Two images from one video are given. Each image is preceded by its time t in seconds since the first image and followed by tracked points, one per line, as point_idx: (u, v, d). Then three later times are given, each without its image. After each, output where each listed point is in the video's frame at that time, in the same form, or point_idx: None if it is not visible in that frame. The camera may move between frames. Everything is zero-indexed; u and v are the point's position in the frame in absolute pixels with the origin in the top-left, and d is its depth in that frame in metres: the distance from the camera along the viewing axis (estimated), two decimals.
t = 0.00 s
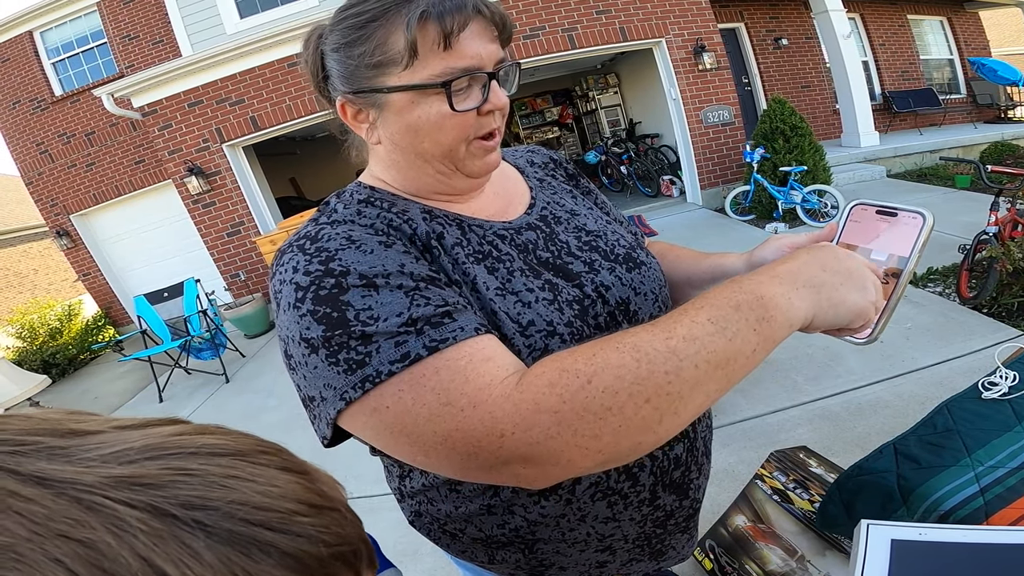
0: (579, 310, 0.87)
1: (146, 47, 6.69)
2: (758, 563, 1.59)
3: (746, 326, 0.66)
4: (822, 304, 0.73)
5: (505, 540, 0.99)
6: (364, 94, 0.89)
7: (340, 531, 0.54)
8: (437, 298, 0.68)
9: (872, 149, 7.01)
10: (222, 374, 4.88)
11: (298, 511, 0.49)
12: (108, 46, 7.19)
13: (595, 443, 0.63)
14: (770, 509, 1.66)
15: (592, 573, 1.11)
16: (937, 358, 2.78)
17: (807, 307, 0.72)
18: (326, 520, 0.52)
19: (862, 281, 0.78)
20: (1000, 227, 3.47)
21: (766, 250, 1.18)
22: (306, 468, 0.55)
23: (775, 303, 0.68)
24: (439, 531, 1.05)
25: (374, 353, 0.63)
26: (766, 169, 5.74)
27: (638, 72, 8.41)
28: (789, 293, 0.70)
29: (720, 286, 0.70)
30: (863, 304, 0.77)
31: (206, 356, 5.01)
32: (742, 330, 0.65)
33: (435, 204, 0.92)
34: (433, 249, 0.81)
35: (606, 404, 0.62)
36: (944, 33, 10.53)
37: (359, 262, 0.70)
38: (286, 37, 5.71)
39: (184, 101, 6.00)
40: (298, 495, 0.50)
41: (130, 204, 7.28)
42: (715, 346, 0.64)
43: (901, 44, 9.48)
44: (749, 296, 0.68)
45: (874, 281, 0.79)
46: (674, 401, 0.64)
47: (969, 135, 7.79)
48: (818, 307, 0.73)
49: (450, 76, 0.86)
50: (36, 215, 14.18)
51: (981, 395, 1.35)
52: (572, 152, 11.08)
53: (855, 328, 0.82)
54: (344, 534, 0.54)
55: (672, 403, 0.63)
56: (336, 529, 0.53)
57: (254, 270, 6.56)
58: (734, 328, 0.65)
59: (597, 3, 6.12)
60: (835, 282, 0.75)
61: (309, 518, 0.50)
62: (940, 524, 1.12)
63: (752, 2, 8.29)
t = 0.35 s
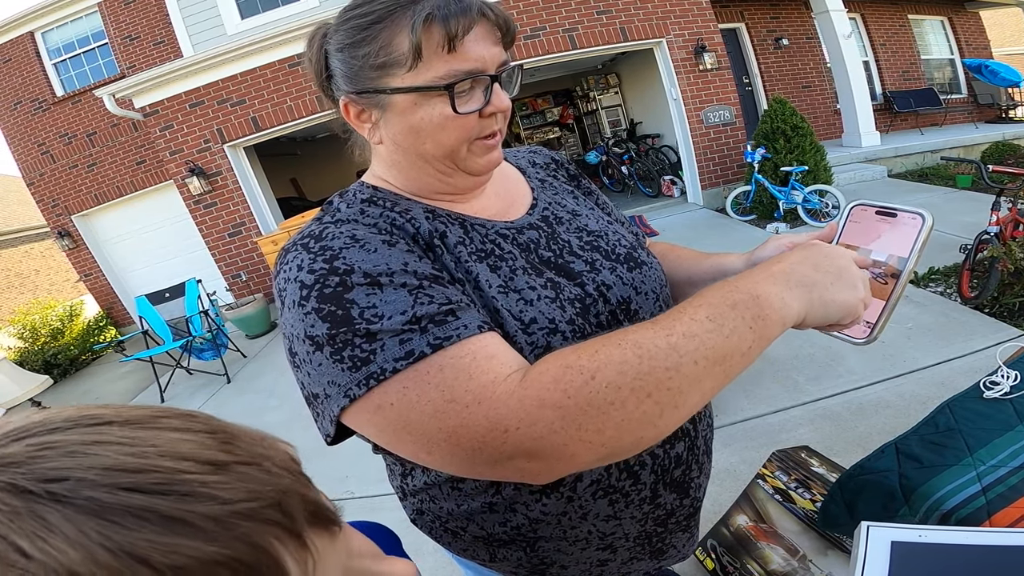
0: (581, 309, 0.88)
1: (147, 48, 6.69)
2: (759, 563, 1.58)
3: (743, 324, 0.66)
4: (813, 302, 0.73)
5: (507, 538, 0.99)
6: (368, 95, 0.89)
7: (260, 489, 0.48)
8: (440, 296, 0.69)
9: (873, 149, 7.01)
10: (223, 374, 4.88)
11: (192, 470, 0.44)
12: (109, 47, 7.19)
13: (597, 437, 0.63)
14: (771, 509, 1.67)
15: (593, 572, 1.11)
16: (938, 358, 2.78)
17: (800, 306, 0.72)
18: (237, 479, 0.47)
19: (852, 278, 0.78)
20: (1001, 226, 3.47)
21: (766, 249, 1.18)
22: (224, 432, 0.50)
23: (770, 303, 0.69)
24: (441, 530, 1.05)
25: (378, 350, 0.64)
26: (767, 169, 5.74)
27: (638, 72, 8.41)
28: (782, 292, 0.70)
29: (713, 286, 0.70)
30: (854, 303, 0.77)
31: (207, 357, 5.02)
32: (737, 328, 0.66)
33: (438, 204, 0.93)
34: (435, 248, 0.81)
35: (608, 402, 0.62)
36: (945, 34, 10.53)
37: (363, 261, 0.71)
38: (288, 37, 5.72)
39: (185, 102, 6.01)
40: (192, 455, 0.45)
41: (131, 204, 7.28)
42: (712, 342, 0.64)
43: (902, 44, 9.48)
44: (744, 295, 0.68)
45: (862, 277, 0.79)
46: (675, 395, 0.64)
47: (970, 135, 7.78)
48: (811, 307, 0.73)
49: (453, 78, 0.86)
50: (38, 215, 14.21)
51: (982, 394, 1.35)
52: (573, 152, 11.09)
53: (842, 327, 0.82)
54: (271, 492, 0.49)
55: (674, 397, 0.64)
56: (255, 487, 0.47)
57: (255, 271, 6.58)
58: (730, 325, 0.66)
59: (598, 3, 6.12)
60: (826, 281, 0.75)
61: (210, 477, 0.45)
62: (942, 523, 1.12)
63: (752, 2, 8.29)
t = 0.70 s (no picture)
0: (581, 306, 0.88)
1: (148, 48, 6.70)
2: (760, 562, 1.58)
3: (734, 309, 0.67)
4: (803, 286, 0.74)
5: (509, 536, 0.99)
6: (369, 96, 0.89)
7: (139, 510, 0.44)
8: (443, 292, 0.69)
9: (874, 149, 7.01)
10: (223, 374, 4.89)
11: (42, 497, 0.41)
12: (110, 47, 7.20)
13: (597, 426, 0.63)
14: (773, 508, 1.67)
15: (594, 571, 1.11)
16: (940, 358, 2.78)
17: (788, 287, 0.72)
18: (104, 503, 0.43)
19: (841, 262, 0.79)
20: (1002, 226, 3.46)
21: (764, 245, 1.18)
22: (116, 445, 0.47)
23: (761, 287, 0.69)
24: (443, 528, 1.06)
25: (381, 344, 0.64)
26: (768, 169, 5.73)
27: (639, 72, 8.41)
28: (772, 277, 0.71)
29: (704, 274, 0.71)
30: (843, 283, 0.78)
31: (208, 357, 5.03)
32: (731, 312, 0.66)
33: (439, 203, 0.93)
34: (437, 246, 0.81)
35: (607, 385, 0.62)
36: (945, 33, 10.54)
37: (366, 257, 0.71)
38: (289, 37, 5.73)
39: (186, 102, 6.01)
40: (47, 483, 0.42)
41: (133, 205, 7.29)
42: (706, 329, 0.65)
43: (903, 44, 9.48)
44: (735, 281, 0.69)
45: (850, 260, 0.80)
46: (671, 381, 0.64)
47: (971, 135, 7.78)
48: (800, 286, 0.73)
49: (453, 79, 0.86)
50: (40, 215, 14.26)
51: (983, 394, 1.35)
52: (573, 152, 11.11)
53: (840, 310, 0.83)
54: (158, 508, 0.45)
55: (669, 383, 0.64)
56: (132, 505, 0.44)
57: (257, 271, 6.59)
58: (722, 310, 0.66)
59: (598, 3, 6.12)
60: (815, 266, 0.76)
61: (65, 505, 0.41)
62: (943, 523, 1.13)
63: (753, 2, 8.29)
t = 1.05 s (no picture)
0: (579, 311, 0.88)
1: (149, 48, 6.72)
2: (761, 562, 1.59)
3: (713, 338, 0.66)
4: (782, 315, 0.73)
5: (508, 535, 0.99)
6: (375, 93, 0.89)
7: (93, 540, 0.40)
8: (431, 307, 0.69)
9: (875, 149, 7.00)
10: (224, 374, 4.89)
11: None
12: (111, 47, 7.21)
13: (572, 451, 0.63)
14: (773, 508, 1.67)
15: (595, 571, 1.11)
16: (940, 358, 2.78)
17: (767, 319, 0.71)
18: (51, 534, 0.38)
19: (821, 289, 0.77)
20: (1003, 226, 3.46)
21: (768, 248, 1.18)
22: (53, 471, 0.42)
23: (739, 317, 0.68)
24: (444, 527, 1.06)
25: (369, 359, 0.65)
26: (769, 169, 5.74)
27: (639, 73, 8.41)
28: (752, 307, 0.70)
29: (685, 301, 0.70)
30: (823, 311, 0.76)
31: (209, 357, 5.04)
32: (708, 342, 0.66)
33: (440, 202, 0.93)
34: (434, 251, 0.82)
35: (585, 415, 0.62)
36: (946, 33, 10.55)
37: (360, 267, 0.71)
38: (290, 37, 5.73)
39: (187, 103, 6.02)
40: None
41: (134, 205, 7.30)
42: (686, 359, 0.65)
43: (904, 44, 9.48)
44: (715, 310, 0.68)
45: (832, 288, 0.78)
46: (647, 410, 0.64)
47: (972, 135, 7.78)
48: (780, 319, 0.73)
49: (460, 77, 0.87)
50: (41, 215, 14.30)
51: (983, 394, 1.35)
52: (573, 153, 11.12)
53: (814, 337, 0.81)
54: (113, 534, 0.41)
55: (647, 412, 0.64)
56: (82, 535, 0.39)
57: (258, 271, 6.60)
58: (701, 341, 0.66)
59: (599, 3, 6.13)
60: (795, 293, 0.74)
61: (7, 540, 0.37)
62: (943, 523, 1.13)
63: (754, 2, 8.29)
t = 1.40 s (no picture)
0: (581, 311, 0.88)
1: (150, 48, 6.72)
2: (762, 562, 1.59)
3: (723, 340, 0.67)
4: (791, 320, 0.73)
5: (509, 536, 0.99)
6: (373, 95, 0.89)
7: (81, 565, 0.40)
8: (436, 306, 0.69)
9: (876, 149, 7.00)
10: (225, 374, 4.90)
11: None
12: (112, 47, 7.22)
13: (583, 447, 0.64)
14: (774, 508, 1.67)
15: (595, 571, 1.11)
16: (942, 358, 2.78)
17: (777, 325, 0.72)
18: (40, 557, 0.39)
19: (827, 296, 0.76)
20: (1004, 226, 3.45)
21: (772, 248, 1.19)
22: (53, 495, 0.42)
23: (750, 321, 0.69)
24: (445, 528, 1.06)
25: (374, 358, 0.65)
26: (769, 169, 5.74)
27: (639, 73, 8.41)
28: (762, 310, 0.70)
29: (697, 303, 0.71)
30: (826, 317, 0.76)
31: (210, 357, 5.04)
32: (720, 344, 0.67)
33: (441, 204, 0.94)
34: (437, 252, 0.82)
35: (597, 410, 0.63)
36: (946, 33, 10.55)
37: (363, 268, 0.71)
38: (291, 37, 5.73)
39: (188, 103, 6.03)
40: None
41: (135, 205, 7.31)
42: (696, 360, 0.65)
43: (904, 44, 9.49)
44: (726, 313, 0.69)
45: (837, 294, 0.77)
46: (659, 410, 0.65)
47: (973, 135, 7.77)
48: (789, 325, 0.73)
49: (458, 77, 0.87)
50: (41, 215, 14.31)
51: (984, 394, 1.35)
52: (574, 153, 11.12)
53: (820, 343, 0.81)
54: (101, 563, 0.41)
55: (658, 412, 0.64)
56: (71, 561, 0.40)
57: (258, 271, 6.60)
58: (712, 343, 0.66)
59: (599, 4, 6.13)
60: (802, 299, 0.74)
61: None
62: (944, 523, 1.13)
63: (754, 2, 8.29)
